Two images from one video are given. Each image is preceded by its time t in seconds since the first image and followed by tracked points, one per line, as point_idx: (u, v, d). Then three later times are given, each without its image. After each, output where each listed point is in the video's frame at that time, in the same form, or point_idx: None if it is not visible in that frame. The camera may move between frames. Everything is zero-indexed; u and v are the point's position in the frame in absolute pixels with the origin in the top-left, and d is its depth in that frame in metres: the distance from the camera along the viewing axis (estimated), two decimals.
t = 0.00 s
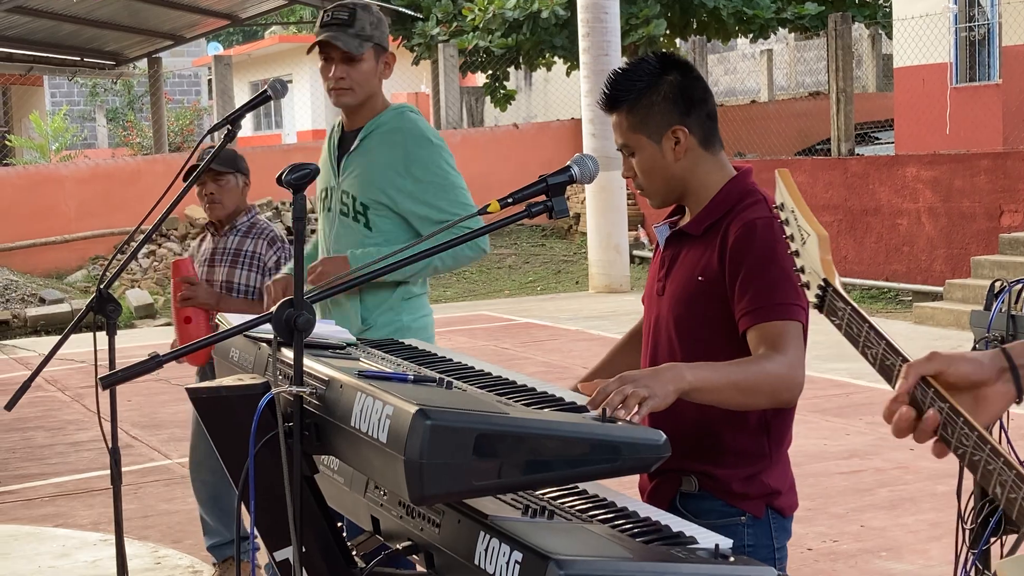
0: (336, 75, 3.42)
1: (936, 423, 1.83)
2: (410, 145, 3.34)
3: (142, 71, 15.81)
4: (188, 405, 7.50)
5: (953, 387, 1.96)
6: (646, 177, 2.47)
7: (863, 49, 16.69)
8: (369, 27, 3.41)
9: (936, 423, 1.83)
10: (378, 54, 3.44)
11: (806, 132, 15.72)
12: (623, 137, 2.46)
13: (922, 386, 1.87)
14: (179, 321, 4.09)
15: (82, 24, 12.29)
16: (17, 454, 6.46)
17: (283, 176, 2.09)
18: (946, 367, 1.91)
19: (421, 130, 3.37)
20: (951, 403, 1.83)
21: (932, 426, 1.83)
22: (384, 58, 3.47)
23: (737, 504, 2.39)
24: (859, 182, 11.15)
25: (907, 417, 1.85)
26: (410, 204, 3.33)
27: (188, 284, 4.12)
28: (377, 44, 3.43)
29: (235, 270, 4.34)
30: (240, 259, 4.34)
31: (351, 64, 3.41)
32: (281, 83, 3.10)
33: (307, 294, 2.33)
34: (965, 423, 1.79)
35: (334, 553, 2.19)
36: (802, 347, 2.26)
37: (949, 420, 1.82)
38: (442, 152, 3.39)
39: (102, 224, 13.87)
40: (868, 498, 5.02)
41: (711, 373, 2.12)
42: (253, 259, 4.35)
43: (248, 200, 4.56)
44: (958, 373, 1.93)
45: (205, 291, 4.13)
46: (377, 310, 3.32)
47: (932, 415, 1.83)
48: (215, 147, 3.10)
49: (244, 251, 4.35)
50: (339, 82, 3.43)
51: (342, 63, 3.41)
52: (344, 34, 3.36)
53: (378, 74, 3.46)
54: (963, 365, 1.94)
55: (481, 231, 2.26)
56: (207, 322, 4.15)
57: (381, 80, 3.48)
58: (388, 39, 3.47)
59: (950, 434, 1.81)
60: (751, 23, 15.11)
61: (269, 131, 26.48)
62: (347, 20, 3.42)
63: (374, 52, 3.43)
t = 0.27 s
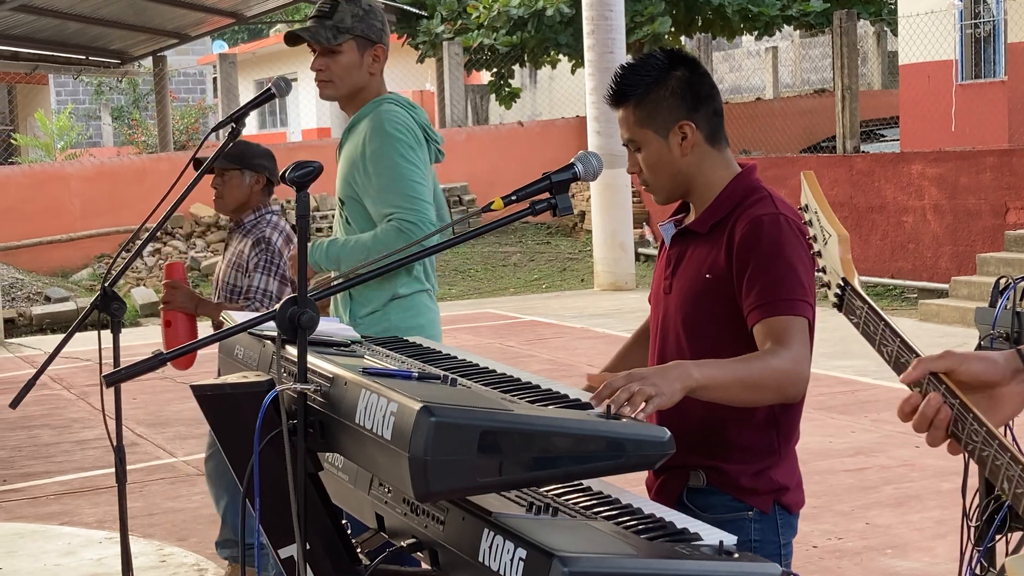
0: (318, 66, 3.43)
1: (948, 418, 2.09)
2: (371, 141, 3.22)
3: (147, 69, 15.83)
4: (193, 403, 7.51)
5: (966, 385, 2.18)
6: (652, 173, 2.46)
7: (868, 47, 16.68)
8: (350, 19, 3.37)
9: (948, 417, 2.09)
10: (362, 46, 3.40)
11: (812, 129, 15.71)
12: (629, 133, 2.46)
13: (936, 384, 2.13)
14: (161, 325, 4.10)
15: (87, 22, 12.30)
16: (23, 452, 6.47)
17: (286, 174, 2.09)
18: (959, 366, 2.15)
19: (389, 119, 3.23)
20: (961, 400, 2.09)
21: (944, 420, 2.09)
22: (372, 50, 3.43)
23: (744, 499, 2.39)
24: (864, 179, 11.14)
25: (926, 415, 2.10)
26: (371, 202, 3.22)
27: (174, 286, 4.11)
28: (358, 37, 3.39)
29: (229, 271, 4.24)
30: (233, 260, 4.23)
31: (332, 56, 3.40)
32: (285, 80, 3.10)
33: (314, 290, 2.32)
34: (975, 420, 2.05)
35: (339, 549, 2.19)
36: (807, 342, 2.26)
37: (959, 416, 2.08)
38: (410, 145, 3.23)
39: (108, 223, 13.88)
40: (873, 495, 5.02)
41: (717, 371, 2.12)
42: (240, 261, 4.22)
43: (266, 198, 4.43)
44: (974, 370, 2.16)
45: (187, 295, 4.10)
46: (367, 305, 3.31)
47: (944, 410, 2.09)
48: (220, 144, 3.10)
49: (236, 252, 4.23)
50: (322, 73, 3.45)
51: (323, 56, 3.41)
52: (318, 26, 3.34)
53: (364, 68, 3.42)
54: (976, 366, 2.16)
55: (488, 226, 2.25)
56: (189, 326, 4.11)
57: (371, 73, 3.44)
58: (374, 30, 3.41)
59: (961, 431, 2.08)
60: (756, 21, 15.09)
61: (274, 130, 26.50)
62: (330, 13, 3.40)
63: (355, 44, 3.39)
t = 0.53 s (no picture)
0: (315, 76, 3.44)
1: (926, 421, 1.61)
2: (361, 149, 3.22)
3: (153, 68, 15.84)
4: (199, 402, 7.51)
5: (941, 390, 1.80)
6: (658, 172, 2.47)
7: (874, 44, 16.65)
8: (344, 27, 3.37)
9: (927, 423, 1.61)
10: (357, 54, 3.40)
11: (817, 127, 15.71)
12: (634, 133, 2.46)
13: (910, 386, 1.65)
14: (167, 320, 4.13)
15: (92, 22, 12.30)
16: (29, 451, 6.48)
17: (291, 174, 2.09)
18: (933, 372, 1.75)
19: (379, 132, 3.22)
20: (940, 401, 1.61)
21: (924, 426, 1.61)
22: (368, 58, 3.42)
23: (751, 499, 2.39)
24: (870, 177, 11.13)
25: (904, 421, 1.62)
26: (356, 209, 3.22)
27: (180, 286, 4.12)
28: (353, 45, 3.39)
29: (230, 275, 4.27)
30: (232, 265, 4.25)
31: (328, 65, 3.41)
32: (289, 81, 3.11)
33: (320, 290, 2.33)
34: (953, 423, 1.58)
35: (344, 550, 2.19)
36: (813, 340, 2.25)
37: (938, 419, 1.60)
38: (400, 156, 3.21)
39: (114, 222, 13.90)
40: (879, 494, 5.01)
41: (721, 370, 2.12)
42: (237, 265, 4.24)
43: (270, 201, 4.40)
44: (949, 375, 1.77)
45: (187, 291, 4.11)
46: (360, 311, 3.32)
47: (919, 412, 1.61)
48: (226, 144, 3.11)
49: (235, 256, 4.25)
50: (321, 83, 3.46)
51: (320, 64, 3.42)
52: (312, 36, 3.34)
53: (361, 76, 3.43)
54: (953, 369, 1.78)
55: (493, 225, 2.25)
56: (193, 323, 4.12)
57: (369, 81, 3.45)
58: (370, 37, 3.40)
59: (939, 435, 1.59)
60: (762, 19, 15.07)
61: (279, 129, 26.52)
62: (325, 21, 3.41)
63: (350, 52, 3.39)
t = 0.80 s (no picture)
0: (325, 65, 3.44)
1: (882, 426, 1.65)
2: (388, 139, 3.22)
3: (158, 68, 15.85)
4: (205, 402, 7.52)
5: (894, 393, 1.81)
6: (666, 168, 2.46)
7: (879, 42, 16.63)
8: (358, 20, 3.38)
9: (881, 427, 1.64)
10: (368, 48, 3.41)
11: (822, 125, 15.68)
12: (643, 128, 2.46)
13: (863, 391, 1.69)
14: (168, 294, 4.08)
15: (98, 21, 12.31)
16: (35, 450, 6.48)
17: (297, 173, 2.10)
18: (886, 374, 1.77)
19: (407, 121, 3.24)
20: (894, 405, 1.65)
21: (878, 429, 1.64)
22: (378, 52, 3.42)
23: (759, 498, 2.38)
24: (876, 175, 11.12)
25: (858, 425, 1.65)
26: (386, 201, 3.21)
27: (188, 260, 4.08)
28: (365, 40, 3.39)
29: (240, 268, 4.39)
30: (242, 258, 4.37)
31: (338, 55, 3.41)
32: (295, 79, 3.11)
33: (326, 289, 2.33)
34: (909, 424, 1.62)
35: (350, 549, 2.19)
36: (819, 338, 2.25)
37: (892, 423, 1.64)
38: (428, 147, 3.25)
39: (120, 221, 13.91)
40: (885, 493, 5.00)
41: (729, 368, 2.11)
42: (248, 259, 4.36)
43: (275, 194, 4.48)
44: (899, 376, 1.79)
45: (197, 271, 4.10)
46: (372, 306, 3.29)
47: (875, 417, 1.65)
48: (231, 142, 3.11)
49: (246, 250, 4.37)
50: (329, 71, 3.46)
51: (330, 54, 3.42)
52: (326, 26, 3.35)
53: (370, 70, 3.42)
54: (906, 372, 1.80)
55: (500, 224, 2.25)
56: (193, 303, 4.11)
57: (377, 75, 3.44)
58: (382, 33, 3.42)
59: (892, 437, 1.63)
60: (767, 17, 15.04)
61: (284, 128, 26.54)
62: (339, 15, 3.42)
63: (361, 46, 3.40)
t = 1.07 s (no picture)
0: (330, 71, 3.43)
1: (836, 428, 1.76)
2: (424, 145, 3.40)
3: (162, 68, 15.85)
4: (210, 401, 7.52)
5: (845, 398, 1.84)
6: (670, 168, 2.45)
7: (884, 41, 16.60)
8: (366, 25, 3.40)
9: (836, 427, 1.76)
10: (375, 53, 3.42)
11: (827, 124, 15.66)
12: (645, 129, 2.45)
13: (816, 393, 1.80)
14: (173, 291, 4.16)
15: (102, 21, 12.32)
16: (40, 451, 6.49)
17: (300, 173, 2.10)
18: (837, 377, 1.81)
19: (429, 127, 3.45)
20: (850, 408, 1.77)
21: (833, 429, 1.76)
22: (383, 58, 3.45)
23: (765, 497, 2.38)
24: (881, 174, 11.10)
25: (815, 426, 1.77)
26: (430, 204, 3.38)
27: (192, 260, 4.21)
28: (372, 43, 3.41)
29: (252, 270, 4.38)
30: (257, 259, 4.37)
31: (345, 60, 3.41)
32: (299, 79, 3.10)
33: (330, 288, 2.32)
34: (866, 426, 1.75)
35: (355, 548, 2.19)
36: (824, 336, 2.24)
37: (848, 424, 1.76)
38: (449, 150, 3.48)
39: (124, 222, 13.92)
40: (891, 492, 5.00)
41: (731, 367, 2.11)
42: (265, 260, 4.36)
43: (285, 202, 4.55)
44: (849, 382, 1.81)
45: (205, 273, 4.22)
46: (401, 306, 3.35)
47: (831, 418, 1.76)
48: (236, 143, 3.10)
49: (261, 252, 4.37)
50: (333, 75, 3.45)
51: (336, 59, 3.42)
52: (335, 30, 3.36)
53: (375, 72, 3.43)
54: (855, 376, 1.82)
55: (503, 224, 2.25)
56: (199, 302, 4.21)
57: (381, 76, 3.45)
58: (388, 37, 3.44)
59: (847, 440, 1.76)
60: (771, 16, 15.03)
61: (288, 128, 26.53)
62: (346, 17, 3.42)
63: (369, 50, 3.41)
